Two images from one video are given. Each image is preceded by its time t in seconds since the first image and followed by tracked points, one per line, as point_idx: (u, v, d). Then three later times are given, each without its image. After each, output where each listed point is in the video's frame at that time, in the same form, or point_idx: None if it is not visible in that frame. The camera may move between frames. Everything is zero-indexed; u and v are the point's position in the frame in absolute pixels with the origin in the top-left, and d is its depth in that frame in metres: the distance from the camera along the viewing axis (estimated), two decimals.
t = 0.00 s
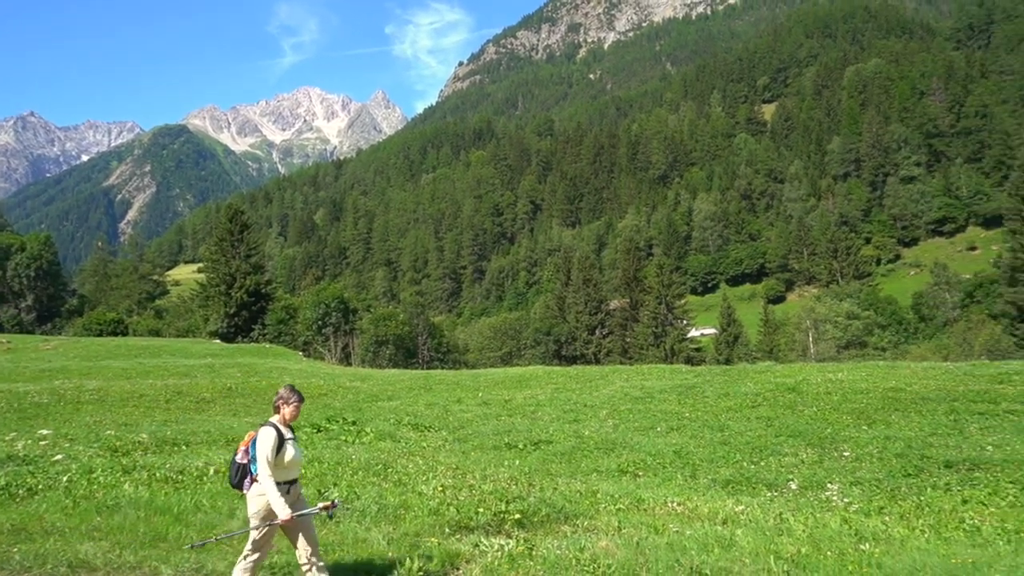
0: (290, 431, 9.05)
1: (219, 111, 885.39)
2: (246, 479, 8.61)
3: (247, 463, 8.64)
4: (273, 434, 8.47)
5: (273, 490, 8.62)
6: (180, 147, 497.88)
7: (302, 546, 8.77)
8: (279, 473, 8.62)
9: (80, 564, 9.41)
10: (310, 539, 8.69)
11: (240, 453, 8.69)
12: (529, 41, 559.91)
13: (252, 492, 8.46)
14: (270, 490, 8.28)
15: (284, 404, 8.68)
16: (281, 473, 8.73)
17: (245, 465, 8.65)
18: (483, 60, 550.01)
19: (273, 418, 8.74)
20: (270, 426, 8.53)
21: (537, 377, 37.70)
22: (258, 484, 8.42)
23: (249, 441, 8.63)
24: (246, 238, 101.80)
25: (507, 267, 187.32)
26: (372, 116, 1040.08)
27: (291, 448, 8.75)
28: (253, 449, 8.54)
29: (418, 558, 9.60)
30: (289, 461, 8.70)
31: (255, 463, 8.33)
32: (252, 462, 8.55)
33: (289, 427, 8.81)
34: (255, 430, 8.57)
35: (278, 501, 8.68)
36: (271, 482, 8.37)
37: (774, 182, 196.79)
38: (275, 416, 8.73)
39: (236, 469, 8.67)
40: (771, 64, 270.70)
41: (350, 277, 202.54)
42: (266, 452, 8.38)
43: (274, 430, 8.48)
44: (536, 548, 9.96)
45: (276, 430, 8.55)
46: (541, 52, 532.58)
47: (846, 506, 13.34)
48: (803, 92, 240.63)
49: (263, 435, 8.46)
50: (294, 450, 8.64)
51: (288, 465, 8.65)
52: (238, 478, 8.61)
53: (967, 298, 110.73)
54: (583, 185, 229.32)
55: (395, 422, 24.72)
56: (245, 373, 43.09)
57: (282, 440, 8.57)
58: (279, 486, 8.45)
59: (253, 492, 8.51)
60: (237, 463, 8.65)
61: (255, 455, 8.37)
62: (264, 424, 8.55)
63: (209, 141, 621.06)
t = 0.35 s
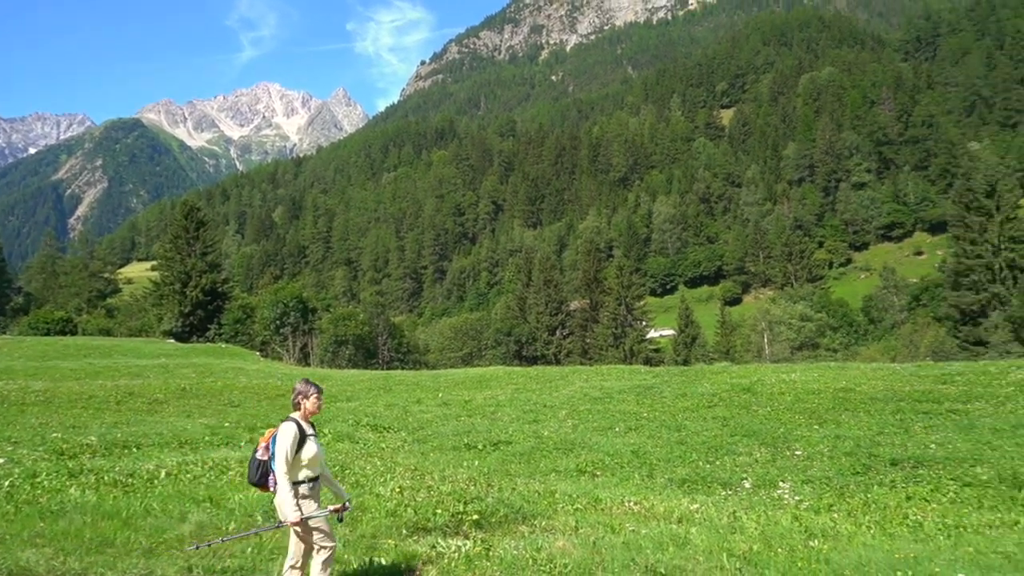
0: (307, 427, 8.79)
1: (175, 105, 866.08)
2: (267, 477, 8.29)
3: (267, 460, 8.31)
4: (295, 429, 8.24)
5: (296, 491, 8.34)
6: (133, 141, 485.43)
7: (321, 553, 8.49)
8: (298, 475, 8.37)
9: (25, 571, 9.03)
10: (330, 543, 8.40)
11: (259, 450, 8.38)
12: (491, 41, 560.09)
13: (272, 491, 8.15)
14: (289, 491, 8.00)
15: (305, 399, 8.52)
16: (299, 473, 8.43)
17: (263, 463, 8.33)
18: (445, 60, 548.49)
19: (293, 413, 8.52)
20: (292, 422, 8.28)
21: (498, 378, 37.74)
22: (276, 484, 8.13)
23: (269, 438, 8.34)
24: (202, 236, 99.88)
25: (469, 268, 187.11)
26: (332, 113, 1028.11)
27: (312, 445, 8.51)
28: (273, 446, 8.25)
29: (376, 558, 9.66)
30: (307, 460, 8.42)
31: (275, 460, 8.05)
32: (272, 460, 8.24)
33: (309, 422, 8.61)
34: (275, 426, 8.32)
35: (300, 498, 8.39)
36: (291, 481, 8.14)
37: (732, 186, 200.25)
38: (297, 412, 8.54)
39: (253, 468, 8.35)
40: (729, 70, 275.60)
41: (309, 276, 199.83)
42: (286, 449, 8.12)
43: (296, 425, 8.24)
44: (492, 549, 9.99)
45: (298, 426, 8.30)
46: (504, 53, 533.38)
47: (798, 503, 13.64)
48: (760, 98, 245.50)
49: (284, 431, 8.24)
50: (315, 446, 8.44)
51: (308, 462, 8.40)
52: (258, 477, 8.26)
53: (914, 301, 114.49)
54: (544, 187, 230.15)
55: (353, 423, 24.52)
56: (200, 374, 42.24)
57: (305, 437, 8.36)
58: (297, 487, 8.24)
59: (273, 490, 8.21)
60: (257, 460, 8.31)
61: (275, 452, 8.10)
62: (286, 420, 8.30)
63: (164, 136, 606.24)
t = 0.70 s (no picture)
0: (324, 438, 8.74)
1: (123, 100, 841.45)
2: (293, 496, 8.24)
3: (292, 477, 8.26)
4: (321, 446, 8.15)
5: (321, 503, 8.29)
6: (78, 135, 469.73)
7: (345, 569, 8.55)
8: (326, 486, 8.36)
9: None
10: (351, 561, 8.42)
11: (281, 465, 8.31)
12: (450, 45, 558.75)
13: (301, 506, 8.07)
14: (318, 505, 7.98)
15: (324, 411, 8.46)
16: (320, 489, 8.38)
17: (288, 479, 8.27)
18: (403, 61, 544.82)
19: (312, 425, 8.47)
20: (317, 436, 8.20)
21: (452, 382, 37.57)
22: (302, 498, 8.10)
23: (292, 451, 8.28)
24: (150, 235, 97.34)
25: (424, 271, 186.06)
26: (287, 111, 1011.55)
27: (336, 459, 8.48)
28: (297, 462, 8.19)
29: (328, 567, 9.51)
30: (331, 475, 8.41)
31: (303, 474, 8.00)
32: (296, 476, 8.19)
33: (327, 434, 8.55)
34: (299, 439, 8.22)
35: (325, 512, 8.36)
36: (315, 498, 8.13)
37: (685, 194, 203.62)
38: (317, 422, 8.47)
39: (276, 479, 8.28)
40: (684, 80, 280.48)
41: (260, 277, 196.11)
42: (314, 466, 8.06)
43: (321, 440, 8.16)
44: (443, 554, 9.95)
45: (323, 440, 8.22)
46: (462, 56, 532.59)
47: (744, 507, 13.95)
48: (714, 108, 250.23)
49: (309, 447, 8.14)
50: (341, 461, 8.39)
51: (333, 478, 8.40)
52: (283, 493, 8.22)
53: (857, 309, 118.08)
54: (501, 191, 230.21)
55: (304, 428, 24.16)
56: (145, 376, 41.00)
57: (326, 451, 8.26)
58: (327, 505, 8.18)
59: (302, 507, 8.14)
60: (278, 475, 8.27)
61: (303, 468, 8.02)
62: (309, 435, 8.21)
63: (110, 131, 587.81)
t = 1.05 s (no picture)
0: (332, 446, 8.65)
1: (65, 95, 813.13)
2: (310, 507, 8.20)
3: (306, 488, 8.26)
4: (340, 455, 8.07)
5: (345, 512, 8.21)
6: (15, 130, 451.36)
7: None
8: (345, 496, 8.26)
9: None
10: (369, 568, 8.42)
11: (296, 475, 8.31)
12: (406, 51, 556.55)
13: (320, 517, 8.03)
14: (343, 515, 7.95)
15: (341, 421, 8.32)
16: (345, 495, 8.34)
17: (303, 489, 8.27)
18: (357, 66, 540.13)
19: (325, 437, 8.32)
20: (332, 445, 8.10)
21: (401, 390, 37.17)
22: (323, 509, 8.06)
23: (308, 460, 8.26)
24: (90, 235, 94.31)
25: (375, 278, 184.33)
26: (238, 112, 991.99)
27: (352, 472, 8.37)
28: (314, 471, 8.13)
29: None
30: (351, 485, 8.33)
31: (321, 483, 7.89)
32: (311, 486, 8.19)
33: (342, 443, 8.41)
34: (316, 447, 8.14)
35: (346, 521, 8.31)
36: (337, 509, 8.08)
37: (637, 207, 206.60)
38: (330, 434, 8.32)
39: (293, 489, 8.26)
40: (637, 95, 285.21)
41: (206, 282, 191.36)
42: (335, 475, 7.98)
43: (339, 451, 8.08)
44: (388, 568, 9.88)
45: (339, 450, 8.15)
46: (418, 63, 530.89)
47: (688, 516, 14.18)
48: (665, 123, 254.87)
49: (327, 456, 8.04)
50: (356, 473, 8.28)
51: (352, 488, 8.28)
52: (298, 503, 8.23)
53: (800, 322, 121.51)
54: (454, 200, 229.73)
55: (247, 436, 23.65)
56: (80, 381, 39.48)
57: (345, 463, 8.16)
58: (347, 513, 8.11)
59: (321, 517, 8.09)
60: (294, 484, 8.28)
61: (321, 477, 7.94)
62: (325, 443, 8.12)
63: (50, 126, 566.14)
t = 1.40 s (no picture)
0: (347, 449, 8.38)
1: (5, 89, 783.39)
2: (334, 509, 7.89)
3: (332, 491, 7.94)
4: (363, 457, 7.84)
5: (366, 521, 7.98)
6: None
7: None
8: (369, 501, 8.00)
9: None
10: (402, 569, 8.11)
11: (322, 477, 8.00)
12: (363, 55, 552.40)
13: (344, 524, 7.75)
14: (363, 521, 7.69)
15: (366, 424, 8.11)
16: (368, 500, 8.10)
17: (328, 492, 7.96)
18: (313, 69, 533.83)
19: (354, 438, 8.08)
20: (357, 448, 7.89)
21: (353, 397, 36.67)
22: (345, 515, 7.79)
23: (334, 464, 7.98)
24: (29, 236, 91.34)
25: (328, 283, 181.89)
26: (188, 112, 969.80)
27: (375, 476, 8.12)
28: (339, 474, 7.88)
29: None
30: (375, 490, 8.07)
31: (345, 489, 7.66)
32: (338, 490, 7.90)
33: (366, 446, 8.17)
34: (341, 451, 7.89)
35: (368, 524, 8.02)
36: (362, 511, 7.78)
37: (592, 216, 208.56)
38: (354, 437, 8.09)
39: (314, 494, 7.94)
40: (593, 106, 288.35)
41: (152, 285, 186.19)
42: (359, 477, 7.73)
43: (364, 453, 7.83)
44: None
45: (363, 450, 7.91)
46: (375, 68, 527.41)
47: (638, 523, 14.34)
48: (620, 133, 258.18)
49: (349, 457, 7.83)
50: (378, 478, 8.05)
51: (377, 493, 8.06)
52: (323, 509, 7.92)
53: (749, 332, 124.11)
54: (410, 205, 228.35)
55: (193, 444, 23.01)
56: (13, 387, 37.88)
57: (370, 467, 7.94)
58: (367, 522, 7.86)
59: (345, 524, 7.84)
60: (319, 488, 7.96)
61: (345, 479, 7.70)
62: (349, 445, 7.90)
63: None
